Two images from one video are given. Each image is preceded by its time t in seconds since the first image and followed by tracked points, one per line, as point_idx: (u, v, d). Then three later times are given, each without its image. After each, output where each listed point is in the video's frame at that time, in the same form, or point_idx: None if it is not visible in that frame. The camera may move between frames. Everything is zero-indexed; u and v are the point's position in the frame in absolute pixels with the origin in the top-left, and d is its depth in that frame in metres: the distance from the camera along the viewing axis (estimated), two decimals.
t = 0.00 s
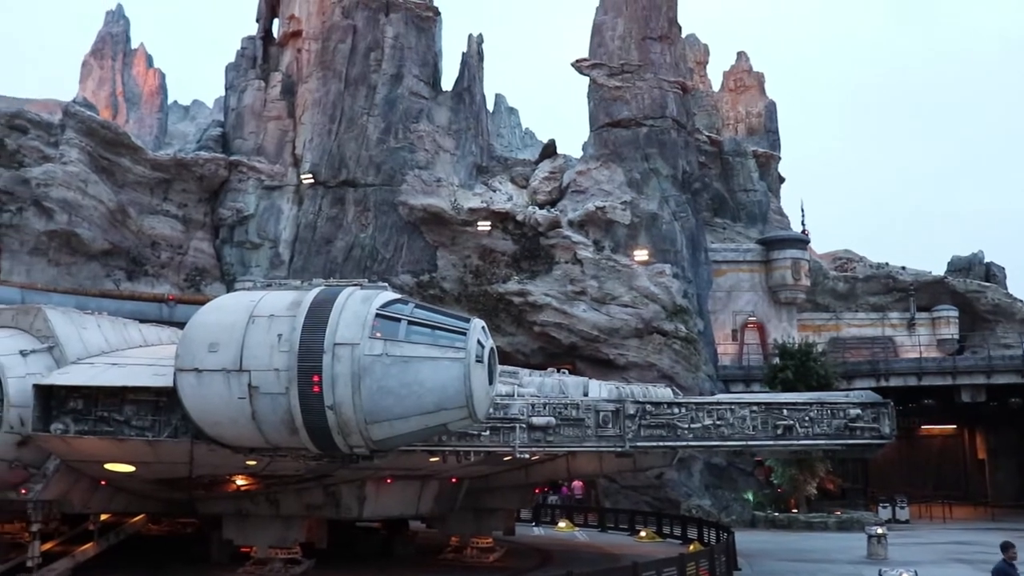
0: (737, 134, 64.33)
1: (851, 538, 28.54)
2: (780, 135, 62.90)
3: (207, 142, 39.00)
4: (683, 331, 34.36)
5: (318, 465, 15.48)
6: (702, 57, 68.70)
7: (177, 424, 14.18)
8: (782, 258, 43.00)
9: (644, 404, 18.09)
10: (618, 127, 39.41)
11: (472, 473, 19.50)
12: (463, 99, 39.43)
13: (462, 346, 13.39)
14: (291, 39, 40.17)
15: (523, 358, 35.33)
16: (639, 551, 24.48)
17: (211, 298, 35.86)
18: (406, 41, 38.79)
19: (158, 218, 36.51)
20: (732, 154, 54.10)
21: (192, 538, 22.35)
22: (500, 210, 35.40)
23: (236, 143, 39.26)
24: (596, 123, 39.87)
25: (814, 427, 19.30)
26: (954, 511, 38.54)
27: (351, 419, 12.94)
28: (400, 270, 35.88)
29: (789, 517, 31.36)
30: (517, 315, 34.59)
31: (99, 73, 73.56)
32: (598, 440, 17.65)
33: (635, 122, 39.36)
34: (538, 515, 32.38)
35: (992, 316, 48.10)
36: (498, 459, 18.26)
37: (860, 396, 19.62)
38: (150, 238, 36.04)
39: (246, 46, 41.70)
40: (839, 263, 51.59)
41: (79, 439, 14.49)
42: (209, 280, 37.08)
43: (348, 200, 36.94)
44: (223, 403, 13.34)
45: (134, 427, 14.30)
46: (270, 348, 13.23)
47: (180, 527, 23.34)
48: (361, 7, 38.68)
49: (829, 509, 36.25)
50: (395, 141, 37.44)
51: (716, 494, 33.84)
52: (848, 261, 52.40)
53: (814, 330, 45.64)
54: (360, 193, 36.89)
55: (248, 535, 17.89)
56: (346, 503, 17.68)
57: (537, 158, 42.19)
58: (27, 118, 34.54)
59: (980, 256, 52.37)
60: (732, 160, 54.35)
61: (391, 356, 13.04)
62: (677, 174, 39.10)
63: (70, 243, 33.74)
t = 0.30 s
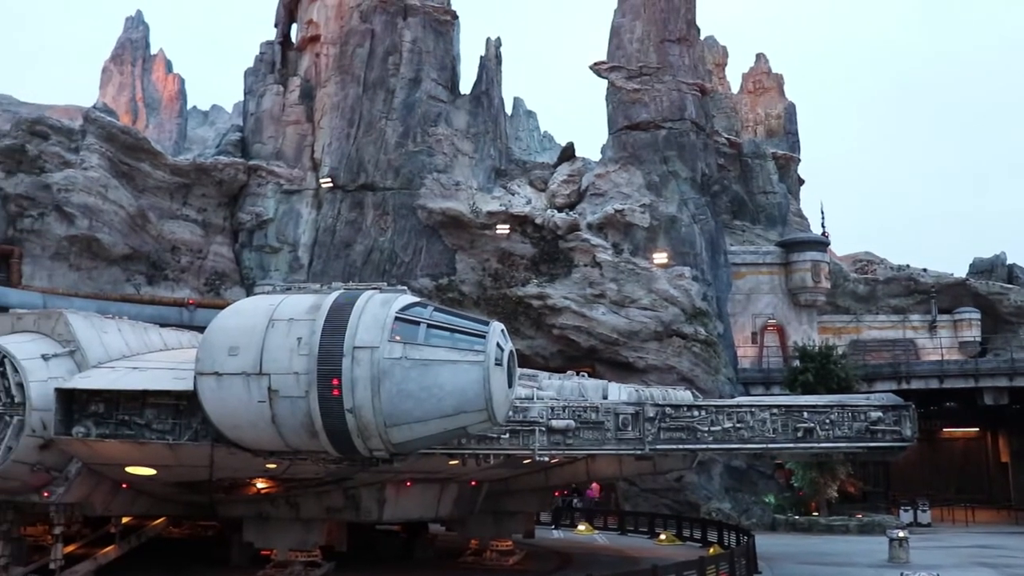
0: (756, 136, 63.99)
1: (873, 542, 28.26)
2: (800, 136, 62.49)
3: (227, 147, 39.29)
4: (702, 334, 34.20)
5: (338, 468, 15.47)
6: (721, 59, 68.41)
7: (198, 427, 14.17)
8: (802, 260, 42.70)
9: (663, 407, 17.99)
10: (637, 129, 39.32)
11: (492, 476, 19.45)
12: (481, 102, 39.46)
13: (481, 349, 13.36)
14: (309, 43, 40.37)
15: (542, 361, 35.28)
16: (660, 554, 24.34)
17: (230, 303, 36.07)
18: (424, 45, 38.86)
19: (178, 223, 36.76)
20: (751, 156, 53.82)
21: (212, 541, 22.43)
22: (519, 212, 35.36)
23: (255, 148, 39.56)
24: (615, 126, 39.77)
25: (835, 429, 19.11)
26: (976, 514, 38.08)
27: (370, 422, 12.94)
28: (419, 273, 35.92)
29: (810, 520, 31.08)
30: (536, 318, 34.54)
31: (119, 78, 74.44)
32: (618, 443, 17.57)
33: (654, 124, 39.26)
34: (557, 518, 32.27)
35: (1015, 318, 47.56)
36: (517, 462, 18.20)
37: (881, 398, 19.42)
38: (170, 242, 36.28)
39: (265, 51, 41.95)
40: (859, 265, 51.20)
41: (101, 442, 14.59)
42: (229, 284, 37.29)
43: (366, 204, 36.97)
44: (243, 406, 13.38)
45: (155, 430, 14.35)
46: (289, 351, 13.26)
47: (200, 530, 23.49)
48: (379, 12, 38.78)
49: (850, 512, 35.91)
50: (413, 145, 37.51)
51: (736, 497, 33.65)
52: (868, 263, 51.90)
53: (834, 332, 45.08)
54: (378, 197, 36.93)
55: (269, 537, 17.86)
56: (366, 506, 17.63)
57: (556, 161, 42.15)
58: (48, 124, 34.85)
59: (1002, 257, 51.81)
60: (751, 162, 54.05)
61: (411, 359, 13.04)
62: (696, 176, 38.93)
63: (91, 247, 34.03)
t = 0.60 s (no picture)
0: (767, 137, 63.79)
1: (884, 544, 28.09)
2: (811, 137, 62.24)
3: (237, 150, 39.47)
4: (713, 335, 34.11)
5: (348, 469, 15.47)
6: (731, 59, 68.23)
7: (209, 430, 14.19)
8: (813, 261, 42.52)
9: (674, 408, 17.92)
10: (646, 130, 39.26)
11: (502, 477, 19.42)
12: (491, 103, 39.45)
13: (492, 350, 13.33)
14: (319, 45, 40.47)
15: (553, 363, 35.27)
16: (670, 555, 24.25)
17: (241, 305, 36.19)
18: (434, 46, 38.89)
19: (188, 225, 36.90)
20: (762, 157, 53.65)
21: (224, 543, 22.50)
22: (528, 214, 35.31)
23: (265, 150, 39.74)
24: (625, 127, 39.72)
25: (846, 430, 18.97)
26: (988, 516, 37.82)
27: (381, 424, 12.92)
28: (430, 275, 35.93)
29: (821, 521, 30.91)
30: (546, 320, 34.51)
31: (129, 80, 74.75)
32: (629, 444, 17.52)
33: (664, 125, 39.17)
34: (567, 520, 32.20)
35: None
36: (528, 463, 18.16)
37: (892, 400, 19.27)
38: (181, 245, 36.43)
39: (275, 54, 42.10)
40: (870, 266, 50.96)
41: (112, 444, 14.63)
42: (239, 286, 37.41)
43: (376, 206, 36.99)
44: (254, 408, 13.39)
45: (166, 432, 14.38)
46: (300, 353, 13.27)
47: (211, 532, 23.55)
48: (389, 13, 38.81)
49: (861, 514, 35.72)
50: (423, 147, 37.55)
51: (747, 498, 33.54)
52: (879, 265, 51.65)
53: (845, 334, 44.92)
54: (388, 199, 36.95)
55: (279, 539, 17.85)
56: (376, 507, 17.61)
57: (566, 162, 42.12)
58: (59, 128, 35.03)
59: (1015, 257, 51.49)
60: (762, 162, 53.89)
61: (421, 361, 13.02)
62: (706, 177, 38.82)
63: (102, 250, 34.17)
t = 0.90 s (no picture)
0: (780, 136, 63.52)
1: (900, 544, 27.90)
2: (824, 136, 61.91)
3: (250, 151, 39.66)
4: (726, 335, 33.99)
5: (361, 470, 15.48)
6: (744, 58, 67.95)
7: (223, 430, 14.24)
8: (826, 260, 42.27)
9: (688, 408, 17.86)
10: (659, 130, 39.16)
11: (516, 477, 19.40)
12: (503, 104, 39.45)
13: (506, 351, 13.31)
14: (331, 46, 40.58)
15: (566, 363, 35.25)
16: (684, 555, 24.17)
17: (254, 306, 36.31)
18: (446, 47, 38.91)
19: (202, 227, 37.08)
20: (775, 156, 53.42)
21: (237, 543, 22.57)
22: (541, 214, 35.27)
23: (278, 151, 39.92)
24: (638, 126, 39.63)
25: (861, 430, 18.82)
26: (1005, 516, 37.55)
27: (395, 424, 12.93)
28: (443, 275, 35.94)
29: (835, 522, 30.73)
30: (559, 320, 34.45)
31: (143, 83, 74.77)
32: (642, 444, 17.47)
33: (676, 125, 39.07)
34: (581, 520, 32.15)
35: None
36: (541, 463, 18.13)
37: (907, 399, 19.11)
38: (194, 246, 36.60)
39: (287, 55, 42.25)
40: (885, 266, 50.62)
41: (128, 444, 14.71)
42: (252, 287, 37.55)
43: (389, 207, 37.02)
44: (268, 409, 13.41)
45: (181, 432, 14.43)
46: (314, 354, 13.29)
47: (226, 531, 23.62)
48: (401, 14, 38.86)
49: (876, 514, 35.51)
50: (436, 147, 37.57)
51: (761, 498, 33.41)
52: (894, 264, 51.16)
53: (860, 333, 44.46)
54: (401, 199, 36.99)
55: (294, 539, 17.80)
56: (391, 507, 17.60)
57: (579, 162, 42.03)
58: (73, 130, 35.25)
59: None
60: (775, 162, 53.66)
61: (435, 361, 13.02)
62: (719, 176, 38.67)
63: (116, 252, 34.35)
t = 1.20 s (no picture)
0: (797, 134, 63.17)
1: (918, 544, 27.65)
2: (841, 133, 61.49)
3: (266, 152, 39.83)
4: (743, 334, 33.84)
5: (378, 469, 15.48)
6: (760, 56, 67.62)
7: (240, 430, 14.26)
8: (843, 259, 41.96)
9: (705, 407, 17.76)
10: (675, 128, 38.98)
11: (532, 477, 19.36)
12: (518, 103, 39.46)
13: (522, 350, 13.27)
14: (346, 47, 40.70)
15: (582, 362, 35.19)
16: (701, 555, 24.06)
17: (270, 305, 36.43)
18: (461, 46, 38.91)
19: (218, 227, 37.27)
20: (791, 154, 53.14)
21: (255, 542, 22.64)
22: (557, 213, 35.22)
23: (294, 152, 40.08)
24: (653, 125, 39.47)
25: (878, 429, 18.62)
26: None
27: (411, 424, 12.91)
28: (458, 275, 35.92)
29: (853, 521, 30.51)
30: (575, 319, 34.37)
31: (158, 84, 75.76)
32: (659, 443, 17.39)
33: (692, 123, 38.87)
34: (597, 519, 32.07)
35: None
36: (558, 463, 18.08)
37: (925, 398, 18.90)
38: (210, 246, 36.78)
39: (303, 56, 42.39)
40: (902, 264, 50.18)
41: (146, 444, 14.77)
42: (268, 287, 37.68)
43: (405, 206, 37.05)
44: (286, 408, 13.43)
45: (198, 432, 14.47)
46: (330, 353, 13.30)
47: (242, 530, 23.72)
48: (416, 14, 38.89)
49: (894, 513, 35.22)
50: (451, 147, 37.56)
51: (777, 498, 33.21)
52: (911, 262, 50.57)
53: (877, 332, 44.23)
54: (417, 199, 37.00)
55: (311, 538, 17.79)
56: (407, 506, 17.60)
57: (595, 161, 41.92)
58: (90, 131, 35.49)
59: None
60: (792, 160, 53.37)
61: (451, 361, 13.00)
62: (735, 175, 38.47)
63: (133, 253, 34.55)
